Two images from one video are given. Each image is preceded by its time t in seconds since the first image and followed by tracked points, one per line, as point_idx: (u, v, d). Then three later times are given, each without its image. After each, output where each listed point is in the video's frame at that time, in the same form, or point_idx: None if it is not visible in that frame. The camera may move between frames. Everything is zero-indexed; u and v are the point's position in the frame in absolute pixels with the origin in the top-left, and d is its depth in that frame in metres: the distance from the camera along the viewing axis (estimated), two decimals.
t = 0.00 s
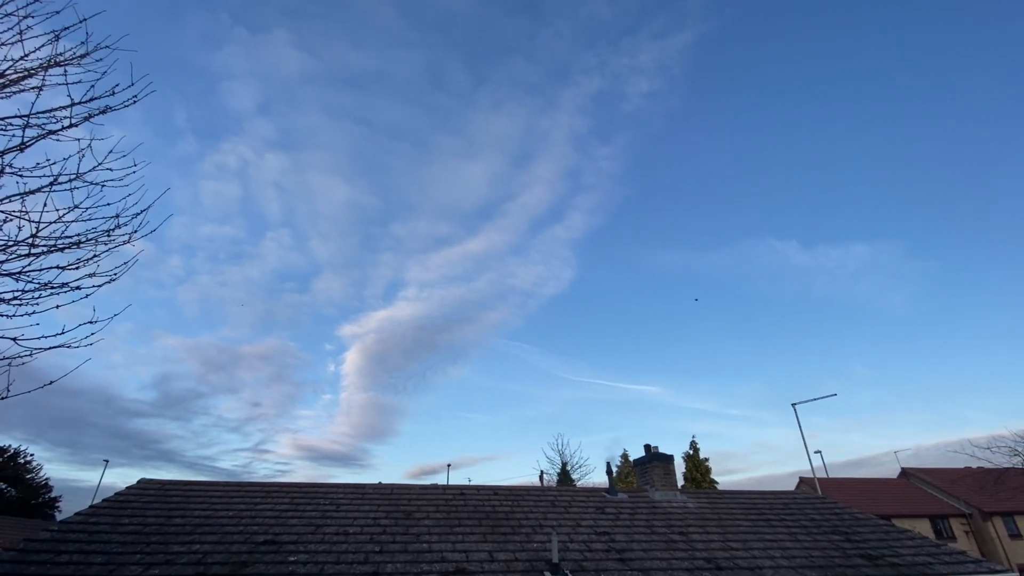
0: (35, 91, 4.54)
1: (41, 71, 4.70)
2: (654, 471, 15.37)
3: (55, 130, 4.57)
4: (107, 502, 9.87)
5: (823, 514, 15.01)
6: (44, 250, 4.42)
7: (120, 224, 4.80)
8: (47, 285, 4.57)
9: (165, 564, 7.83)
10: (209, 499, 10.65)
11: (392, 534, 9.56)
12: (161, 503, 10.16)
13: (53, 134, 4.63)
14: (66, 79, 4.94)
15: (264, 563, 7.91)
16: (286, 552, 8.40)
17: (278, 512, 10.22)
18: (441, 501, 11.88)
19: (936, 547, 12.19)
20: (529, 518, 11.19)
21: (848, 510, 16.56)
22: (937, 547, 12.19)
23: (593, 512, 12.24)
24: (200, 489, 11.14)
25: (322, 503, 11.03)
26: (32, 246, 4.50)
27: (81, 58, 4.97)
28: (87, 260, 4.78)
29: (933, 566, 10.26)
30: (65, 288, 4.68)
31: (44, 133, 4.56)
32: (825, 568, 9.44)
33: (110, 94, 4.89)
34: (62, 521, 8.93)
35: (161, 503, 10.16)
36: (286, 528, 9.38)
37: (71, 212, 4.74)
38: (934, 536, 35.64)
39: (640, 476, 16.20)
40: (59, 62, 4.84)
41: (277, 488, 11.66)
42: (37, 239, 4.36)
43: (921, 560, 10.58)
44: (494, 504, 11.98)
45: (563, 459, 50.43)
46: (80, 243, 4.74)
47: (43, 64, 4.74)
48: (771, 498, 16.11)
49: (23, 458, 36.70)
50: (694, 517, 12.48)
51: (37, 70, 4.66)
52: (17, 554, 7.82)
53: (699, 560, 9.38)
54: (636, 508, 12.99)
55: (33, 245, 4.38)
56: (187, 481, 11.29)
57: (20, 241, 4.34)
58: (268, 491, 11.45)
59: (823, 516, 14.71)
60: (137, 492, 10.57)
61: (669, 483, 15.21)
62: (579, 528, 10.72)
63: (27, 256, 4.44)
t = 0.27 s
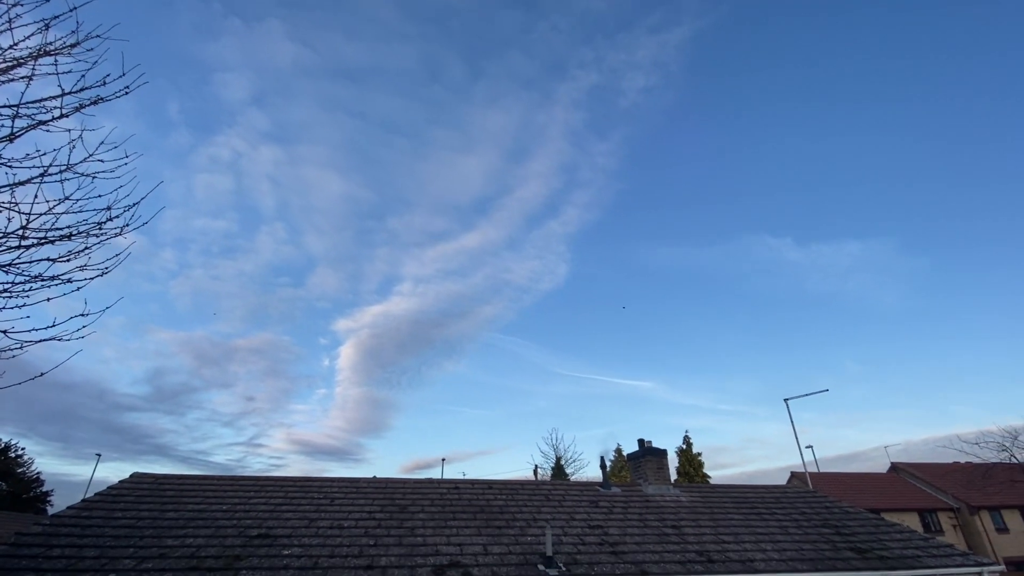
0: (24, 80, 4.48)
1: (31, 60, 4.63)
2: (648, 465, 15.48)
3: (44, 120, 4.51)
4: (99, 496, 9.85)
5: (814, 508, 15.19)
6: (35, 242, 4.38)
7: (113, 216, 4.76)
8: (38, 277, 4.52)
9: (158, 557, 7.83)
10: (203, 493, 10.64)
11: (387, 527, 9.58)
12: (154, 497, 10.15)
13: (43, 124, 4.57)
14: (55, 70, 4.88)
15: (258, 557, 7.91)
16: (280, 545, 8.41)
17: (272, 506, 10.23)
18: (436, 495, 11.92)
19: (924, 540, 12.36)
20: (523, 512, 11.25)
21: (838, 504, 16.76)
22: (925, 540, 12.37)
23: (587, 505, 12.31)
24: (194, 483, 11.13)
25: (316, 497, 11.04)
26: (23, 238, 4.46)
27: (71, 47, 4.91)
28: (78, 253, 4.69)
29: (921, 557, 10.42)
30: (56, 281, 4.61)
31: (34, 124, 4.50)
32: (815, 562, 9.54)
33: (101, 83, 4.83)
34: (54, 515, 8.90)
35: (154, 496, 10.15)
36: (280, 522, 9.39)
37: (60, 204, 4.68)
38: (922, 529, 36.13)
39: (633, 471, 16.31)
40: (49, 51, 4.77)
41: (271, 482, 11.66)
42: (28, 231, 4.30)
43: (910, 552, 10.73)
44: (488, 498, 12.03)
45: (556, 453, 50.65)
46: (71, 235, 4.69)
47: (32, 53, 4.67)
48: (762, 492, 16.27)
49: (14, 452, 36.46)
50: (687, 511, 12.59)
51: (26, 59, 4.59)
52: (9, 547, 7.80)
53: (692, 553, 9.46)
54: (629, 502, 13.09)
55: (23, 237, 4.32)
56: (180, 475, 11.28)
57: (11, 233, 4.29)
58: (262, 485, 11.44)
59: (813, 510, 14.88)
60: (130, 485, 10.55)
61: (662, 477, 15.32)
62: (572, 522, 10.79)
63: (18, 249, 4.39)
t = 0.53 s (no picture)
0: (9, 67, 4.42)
1: (15, 46, 4.56)
2: (638, 460, 15.58)
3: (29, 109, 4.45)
4: (86, 490, 9.76)
5: (801, 502, 15.37)
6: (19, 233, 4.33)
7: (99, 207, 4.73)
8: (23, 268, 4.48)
9: (146, 552, 7.78)
10: (192, 487, 10.58)
11: (378, 522, 9.58)
12: (142, 491, 10.07)
13: (28, 113, 4.51)
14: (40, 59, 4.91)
15: (247, 552, 7.88)
16: (269, 539, 8.38)
17: (261, 500, 10.19)
18: (427, 490, 11.93)
19: (908, 534, 12.56)
20: (514, 506, 11.29)
21: (824, 499, 16.97)
22: (909, 534, 12.57)
23: (577, 500, 12.38)
24: (183, 477, 11.06)
25: (306, 492, 11.00)
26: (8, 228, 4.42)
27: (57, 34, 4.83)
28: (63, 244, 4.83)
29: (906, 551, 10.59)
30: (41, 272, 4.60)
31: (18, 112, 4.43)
32: (802, 555, 9.66)
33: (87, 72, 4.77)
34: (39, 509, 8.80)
35: (142, 491, 10.07)
36: (270, 517, 9.35)
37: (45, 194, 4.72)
38: (906, 524, 36.70)
39: (624, 466, 16.41)
40: (34, 38, 4.70)
41: (261, 476, 11.62)
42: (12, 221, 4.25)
43: (895, 546, 10.89)
44: (479, 493, 12.06)
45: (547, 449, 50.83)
46: (57, 226, 4.64)
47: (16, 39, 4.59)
48: (751, 487, 16.45)
49: None
50: (676, 505, 12.70)
51: (11, 45, 4.52)
52: None
53: (681, 547, 9.55)
54: (619, 496, 13.18)
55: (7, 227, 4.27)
56: (169, 469, 11.21)
57: None
58: (251, 479, 11.40)
59: (800, 505, 15.07)
60: (117, 480, 10.47)
61: (652, 472, 15.42)
62: (563, 516, 10.85)
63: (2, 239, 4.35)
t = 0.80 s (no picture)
0: None
1: None
2: (624, 455, 15.72)
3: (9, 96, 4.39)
4: (66, 485, 9.62)
5: (783, 497, 15.63)
6: None
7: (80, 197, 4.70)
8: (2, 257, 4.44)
9: (127, 547, 7.70)
10: (175, 482, 10.49)
11: (364, 517, 9.58)
12: (125, 486, 9.97)
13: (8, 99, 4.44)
14: (19, 42, 4.91)
15: (231, 546, 7.84)
16: (254, 534, 8.34)
17: (247, 495, 10.14)
18: (414, 485, 11.95)
19: (886, 528, 12.84)
20: (501, 501, 11.34)
21: (805, 494, 17.27)
22: (887, 528, 12.85)
23: (563, 495, 12.47)
24: (166, 472, 10.95)
25: (291, 486, 10.96)
26: None
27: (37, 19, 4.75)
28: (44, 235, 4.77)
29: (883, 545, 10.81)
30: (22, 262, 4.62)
31: None
32: (783, 549, 9.82)
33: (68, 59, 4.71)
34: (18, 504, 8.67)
35: (124, 485, 9.96)
36: (255, 511, 9.31)
37: (25, 184, 4.75)
38: (886, 519, 37.42)
39: (610, 461, 16.54)
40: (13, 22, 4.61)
41: (246, 471, 11.55)
42: None
43: (873, 540, 11.12)
44: (466, 488, 12.09)
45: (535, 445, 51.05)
46: (37, 216, 4.60)
47: None
48: (734, 482, 16.68)
49: None
50: (661, 500, 12.85)
51: None
52: None
53: (664, 541, 9.67)
54: (605, 491, 13.30)
55: None
56: (152, 464, 11.10)
57: None
58: (236, 474, 11.32)
59: (782, 500, 15.32)
60: (99, 474, 10.34)
61: (638, 467, 15.58)
62: (549, 510, 10.93)
63: None
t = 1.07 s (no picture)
0: None
1: None
2: (605, 452, 15.83)
3: None
4: (38, 480, 9.42)
5: (760, 493, 15.90)
6: None
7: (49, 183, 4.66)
8: None
9: (100, 542, 7.57)
10: (151, 476, 10.33)
11: (343, 512, 9.53)
12: (99, 481, 9.79)
13: None
14: None
15: (207, 542, 7.76)
16: (230, 530, 8.24)
17: (225, 490, 10.02)
18: (395, 480, 11.91)
19: (859, 523, 13.13)
20: (482, 496, 11.36)
21: (782, 490, 17.58)
22: (860, 523, 13.14)
23: (544, 490, 12.53)
24: (142, 467, 10.79)
25: (271, 482, 10.86)
26: None
27: None
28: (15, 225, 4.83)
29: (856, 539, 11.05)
30: None
31: None
32: (758, 544, 9.99)
33: (37, 42, 4.63)
34: None
35: (99, 480, 9.79)
36: (233, 506, 9.21)
37: None
38: (861, 515, 38.25)
39: (592, 457, 16.66)
40: None
41: (224, 466, 11.42)
42: None
43: (846, 535, 11.36)
44: (448, 483, 12.09)
45: (519, 441, 51.27)
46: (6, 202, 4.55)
47: None
48: (713, 478, 16.91)
49: None
50: (641, 496, 12.99)
51: None
52: None
53: (643, 536, 9.78)
54: (586, 487, 13.40)
55: None
56: (128, 459, 10.92)
57: None
58: (215, 469, 11.19)
59: (760, 495, 15.57)
60: (71, 469, 10.13)
61: (620, 464, 15.71)
62: (530, 506, 10.98)
63: None
